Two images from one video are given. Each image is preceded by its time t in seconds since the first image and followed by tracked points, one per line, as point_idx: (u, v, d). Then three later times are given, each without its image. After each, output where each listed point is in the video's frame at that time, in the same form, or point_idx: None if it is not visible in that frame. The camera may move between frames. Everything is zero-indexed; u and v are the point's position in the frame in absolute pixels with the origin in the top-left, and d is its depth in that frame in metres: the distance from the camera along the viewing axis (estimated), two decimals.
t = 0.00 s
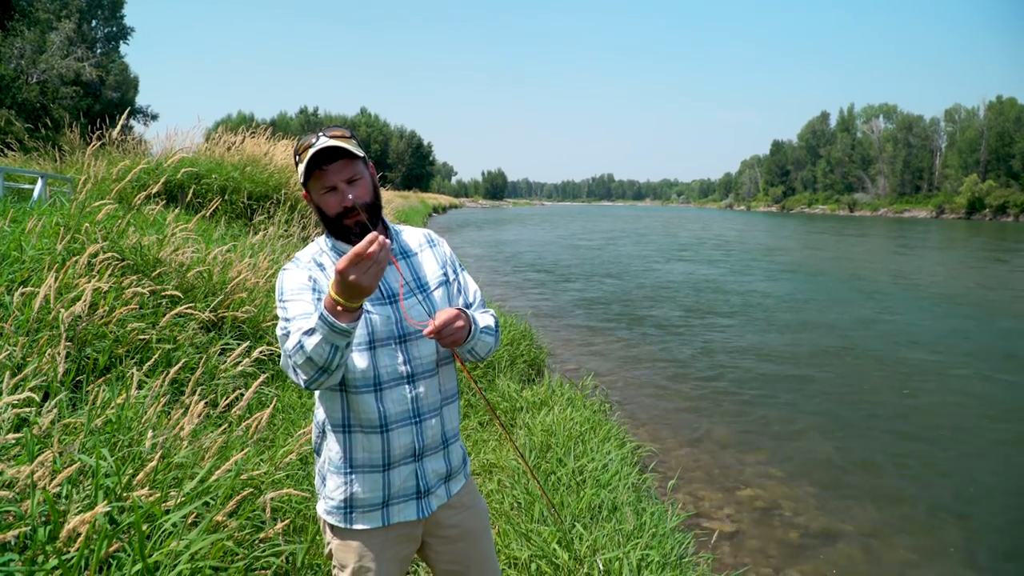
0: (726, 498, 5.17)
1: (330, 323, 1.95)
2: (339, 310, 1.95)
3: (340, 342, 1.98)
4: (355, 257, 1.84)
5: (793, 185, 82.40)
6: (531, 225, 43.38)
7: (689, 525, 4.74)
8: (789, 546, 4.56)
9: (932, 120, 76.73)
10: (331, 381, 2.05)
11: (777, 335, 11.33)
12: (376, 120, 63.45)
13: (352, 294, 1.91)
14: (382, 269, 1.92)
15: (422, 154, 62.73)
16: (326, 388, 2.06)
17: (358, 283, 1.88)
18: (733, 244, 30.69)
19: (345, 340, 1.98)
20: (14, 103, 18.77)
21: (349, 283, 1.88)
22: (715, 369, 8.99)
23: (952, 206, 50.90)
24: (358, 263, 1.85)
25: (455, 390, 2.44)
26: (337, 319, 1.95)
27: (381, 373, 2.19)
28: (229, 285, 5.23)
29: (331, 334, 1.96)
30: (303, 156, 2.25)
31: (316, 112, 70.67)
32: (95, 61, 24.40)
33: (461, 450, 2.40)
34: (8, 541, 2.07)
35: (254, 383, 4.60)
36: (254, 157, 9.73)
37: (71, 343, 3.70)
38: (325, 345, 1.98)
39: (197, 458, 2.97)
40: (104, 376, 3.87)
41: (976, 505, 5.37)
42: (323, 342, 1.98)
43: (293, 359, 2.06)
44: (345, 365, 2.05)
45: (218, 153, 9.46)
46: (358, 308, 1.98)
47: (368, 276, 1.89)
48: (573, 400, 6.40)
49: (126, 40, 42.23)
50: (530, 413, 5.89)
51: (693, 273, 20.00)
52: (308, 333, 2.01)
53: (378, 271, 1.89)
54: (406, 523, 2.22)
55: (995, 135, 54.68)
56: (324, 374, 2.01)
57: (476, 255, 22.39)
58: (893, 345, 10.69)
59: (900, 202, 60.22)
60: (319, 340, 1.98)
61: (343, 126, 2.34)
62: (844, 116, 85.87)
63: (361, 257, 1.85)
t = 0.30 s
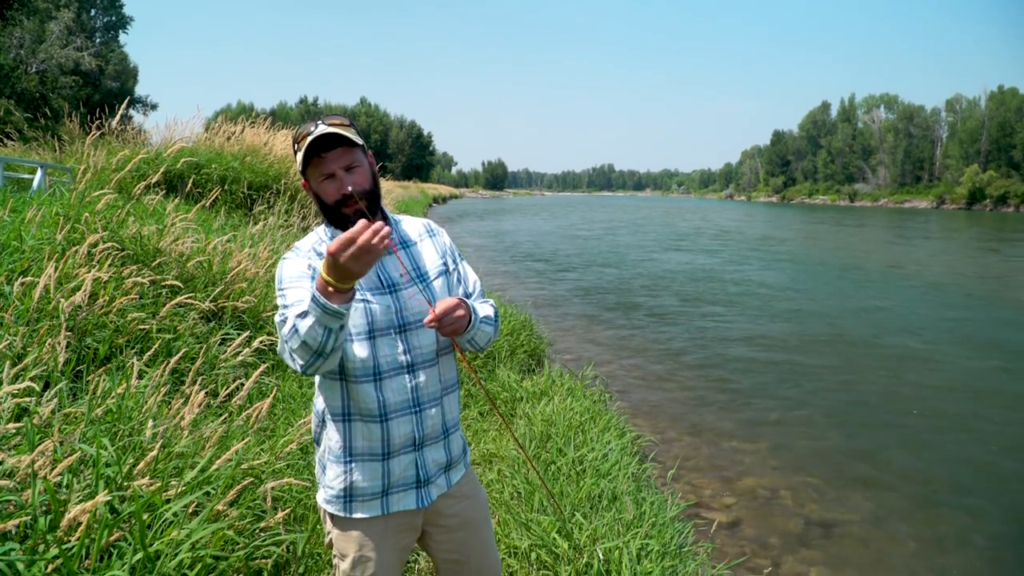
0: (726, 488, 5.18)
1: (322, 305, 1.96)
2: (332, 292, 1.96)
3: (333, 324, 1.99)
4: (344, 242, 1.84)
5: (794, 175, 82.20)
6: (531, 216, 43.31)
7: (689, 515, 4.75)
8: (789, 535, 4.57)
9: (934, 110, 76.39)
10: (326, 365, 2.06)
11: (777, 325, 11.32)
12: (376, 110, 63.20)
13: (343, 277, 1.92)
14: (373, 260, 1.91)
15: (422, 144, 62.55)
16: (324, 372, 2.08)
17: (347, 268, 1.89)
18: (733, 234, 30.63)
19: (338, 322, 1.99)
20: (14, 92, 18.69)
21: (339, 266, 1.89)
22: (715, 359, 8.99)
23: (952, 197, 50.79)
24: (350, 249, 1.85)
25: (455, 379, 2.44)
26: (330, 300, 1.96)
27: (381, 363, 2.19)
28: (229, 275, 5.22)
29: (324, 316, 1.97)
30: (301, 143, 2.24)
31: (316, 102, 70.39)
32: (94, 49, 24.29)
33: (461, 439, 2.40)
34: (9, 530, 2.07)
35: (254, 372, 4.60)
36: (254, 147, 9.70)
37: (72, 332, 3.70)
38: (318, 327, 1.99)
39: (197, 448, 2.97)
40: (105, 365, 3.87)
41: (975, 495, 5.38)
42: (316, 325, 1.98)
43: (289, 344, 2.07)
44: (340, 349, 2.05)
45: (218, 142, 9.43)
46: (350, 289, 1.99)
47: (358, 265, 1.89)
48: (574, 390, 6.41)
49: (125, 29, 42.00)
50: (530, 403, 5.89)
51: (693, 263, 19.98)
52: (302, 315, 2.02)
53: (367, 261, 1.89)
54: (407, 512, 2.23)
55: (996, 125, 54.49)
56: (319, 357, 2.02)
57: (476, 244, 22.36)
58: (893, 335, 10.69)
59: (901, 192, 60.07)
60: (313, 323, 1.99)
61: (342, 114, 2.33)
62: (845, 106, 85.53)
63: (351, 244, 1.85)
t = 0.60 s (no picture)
0: (726, 478, 5.19)
1: (311, 268, 1.97)
2: (322, 255, 1.97)
3: (322, 289, 2.00)
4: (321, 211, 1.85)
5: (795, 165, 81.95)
6: (532, 206, 43.21)
7: (689, 504, 4.76)
8: (788, 525, 4.59)
9: (935, 99, 75.96)
10: (316, 332, 2.07)
11: (777, 315, 11.31)
12: (375, 100, 62.88)
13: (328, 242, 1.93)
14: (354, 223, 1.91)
15: (422, 134, 62.33)
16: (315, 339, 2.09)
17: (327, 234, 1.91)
18: (733, 224, 30.57)
19: (327, 288, 1.99)
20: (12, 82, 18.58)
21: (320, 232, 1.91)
22: (714, 349, 8.99)
23: (953, 187, 50.66)
24: (327, 214, 1.86)
25: (454, 369, 2.43)
26: (319, 263, 1.97)
27: (380, 350, 2.18)
28: (229, 265, 5.21)
29: (313, 280, 1.98)
30: (300, 132, 2.22)
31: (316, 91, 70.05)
32: (95, 38, 24.15)
33: (459, 429, 2.40)
34: (10, 519, 2.08)
35: (254, 362, 4.60)
36: (254, 137, 9.66)
37: (72, 323, 3.70)
38: (308, 291, 2.00)
39: (198, 437, 2.97)
40: (105, 355, 3.86)
41: (974, 485, 5.39)
42: (305, 288, 2.00)
43: (283, 309, 2.09)
44: (332, 316, 2.06)
45: (217, 132, 9.39)
46: (340, 254, 1.99)
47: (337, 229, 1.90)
48: (573, 379, 6.41)
49: (123, 17, 41.73)
50: (530, 393, 5.90)
51: (693, 253, 19.95)
52: (294, 279, 2.03)
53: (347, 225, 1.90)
54: (404, 499, 2.23)
55: (997, 115, 54.24)
56: (308, 323, 2.03)
57: (476, 234, 22.32)
58: (892, 325, 10.70)
59: (901, 182, 59.90)
60: (302, 286, 2.00)
61: (340, 103, 2.31)
62: (846, 96, 85.16)
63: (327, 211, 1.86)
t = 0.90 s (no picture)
0: (726, 468, 5.21)
1: (280, 238, 1.98)
2: (288, 226, 1.98)
3: (293, 258, 1.99)
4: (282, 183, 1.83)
5: (796, 156, 81.71)
6: (532, 197, 43.13)
7: (689, 495, 4.77)
8: (787, 515, 4.60)
9: (937, 90, 75.65)
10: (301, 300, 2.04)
11: (777, 305, 11.30)
12: (375, 90, 62.62)
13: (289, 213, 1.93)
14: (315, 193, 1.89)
15: (422, 124, 62.17)
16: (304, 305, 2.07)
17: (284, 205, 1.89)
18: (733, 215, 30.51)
19: (298, 257, 1.99)
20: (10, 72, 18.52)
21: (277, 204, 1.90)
22: (715, 340, 8.99)
23: (953, 177, 50.53)
24: (280, 190, 1.85)
25: (453, 360, 2.42)
26: (286, 235, 1.98)
27: (379, 336, 2.18)
28: (229, 256, 5.20)
29: (284, 250, 1.99)
30: (302, 120, 2.22)
31: (316, 81, 69.80)
32: (95, 28, 23.97)
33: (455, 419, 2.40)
34: (10, 509, 2.08)
35: (254, 353, 4.60)
36: (253, 127, 9.62)
37: (72, 313, 3.70)
38: (281, 261, 2.01)
39: (198, 428, 2.97)
40: (105, 345, 3.87)
41: (973, 475, 5.41)
42: (279, 259, 2.01)
43: (266, 281, 2.11)
44: (313, 284, 2.04)
45: (217, 123, 9.36)
46: (308, 225, 1.99)
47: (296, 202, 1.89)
48: (574, 370, 6.42)
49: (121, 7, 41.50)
50: (530, 383, 5.90)
51: (694, 243, 19.91)
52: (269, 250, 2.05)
53: (304, 195, 1.87)
54: (401, 485, 2.23)
55: (999, 106, 54.02)
56: (290, 292, 2.02)
57: (476, 225, 22.28)
58: (892, 316, 10.69)
59: (902, 173, 59.73)
60: (276, 255, 2.01)
61: (343, 94, 2.31)
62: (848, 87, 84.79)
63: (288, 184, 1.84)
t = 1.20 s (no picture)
0: (726, 460, 5.21)
1: (306, 261, 1.96)
2: (315, 247, 1.96)
3: (318, 280, 1.98)
4: (336, 193, 1.84)
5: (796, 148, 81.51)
6: (531, 188, 43.05)
7: (688, 486, 4.79)
8: (787, 506, 4.61)
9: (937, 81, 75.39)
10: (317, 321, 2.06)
11: (777, 296, 11.30)
12: (375, 82, 62.36)
13: (324, 231, 1.92)
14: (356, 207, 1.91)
15: (422, 115, 61.95)
16: (316, 327, 2.08)
17: (325, 219, 1.87)
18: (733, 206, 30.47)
19: (323, 278, 1.98)
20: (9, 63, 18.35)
21: (316, 217, 1.88)
22: (715, 331, 9.00)
23: (953, 169, 50.40)
24: (324, 199, 1.85)
25: (452, 351, 2.42)
26: (313, 256, 1.96)
27: (379, 333, 2.17)
28: (229, 248, 5.19)
29: (308, 271, 1.97)
30: (300, 112, 2.20)
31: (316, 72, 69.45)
32: (95, 18, 23.67)
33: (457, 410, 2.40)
34: (11, 500, 2.08)
35: (255, 344, 4.60)
36: (253, 119, 9.58)
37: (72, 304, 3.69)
38: (304, 283, 1.99)
39: (199, 419, 2.97)
40: (105, 337, 3.86)
41: (972, 466, 5.42)
42: (301, 280, 1.98)
43: (280, 299, 2.08)
44: (330, 305, 2.05)
45: (217, 114, 9.32)
46: (333, 245, 1.99)
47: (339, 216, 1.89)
48: (574, 362, 6.42)
49: None
50: (530, 375, 5.91)
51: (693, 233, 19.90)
52: (289, 272, 2.02)
53: (349, 208, 1.88)
54: (406, 480, 2.23)
55: (999, 97, 53.86)
56: (308, 313, 2.02)
57: (476, 216, 22.22)
58: (891, 306, 10.70)
59: (902, 164, 59.59)
60: (298, 277, 1.99)
61: (342, 83, 2.29)
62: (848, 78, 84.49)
63: (342, 195, 1.85)
